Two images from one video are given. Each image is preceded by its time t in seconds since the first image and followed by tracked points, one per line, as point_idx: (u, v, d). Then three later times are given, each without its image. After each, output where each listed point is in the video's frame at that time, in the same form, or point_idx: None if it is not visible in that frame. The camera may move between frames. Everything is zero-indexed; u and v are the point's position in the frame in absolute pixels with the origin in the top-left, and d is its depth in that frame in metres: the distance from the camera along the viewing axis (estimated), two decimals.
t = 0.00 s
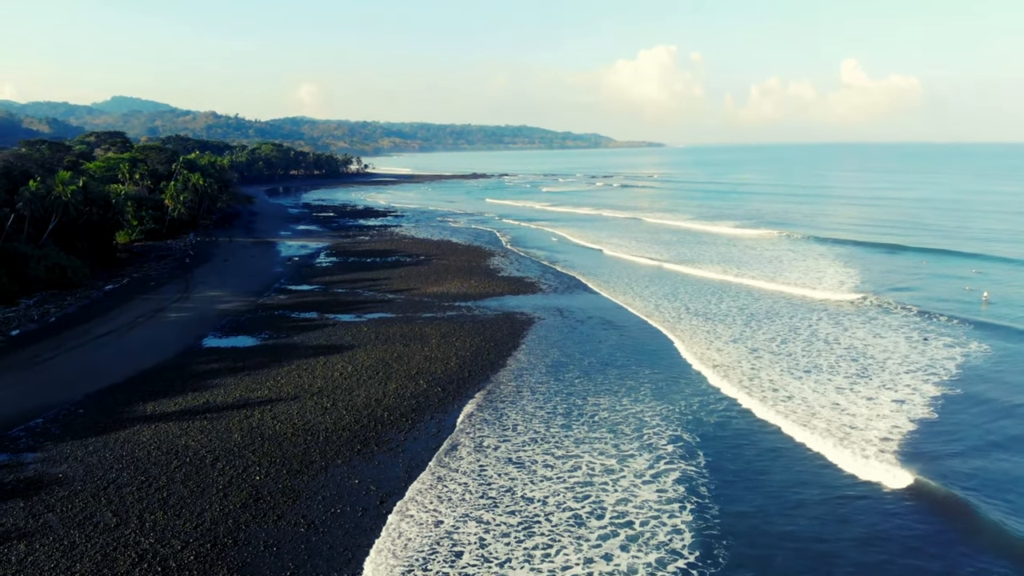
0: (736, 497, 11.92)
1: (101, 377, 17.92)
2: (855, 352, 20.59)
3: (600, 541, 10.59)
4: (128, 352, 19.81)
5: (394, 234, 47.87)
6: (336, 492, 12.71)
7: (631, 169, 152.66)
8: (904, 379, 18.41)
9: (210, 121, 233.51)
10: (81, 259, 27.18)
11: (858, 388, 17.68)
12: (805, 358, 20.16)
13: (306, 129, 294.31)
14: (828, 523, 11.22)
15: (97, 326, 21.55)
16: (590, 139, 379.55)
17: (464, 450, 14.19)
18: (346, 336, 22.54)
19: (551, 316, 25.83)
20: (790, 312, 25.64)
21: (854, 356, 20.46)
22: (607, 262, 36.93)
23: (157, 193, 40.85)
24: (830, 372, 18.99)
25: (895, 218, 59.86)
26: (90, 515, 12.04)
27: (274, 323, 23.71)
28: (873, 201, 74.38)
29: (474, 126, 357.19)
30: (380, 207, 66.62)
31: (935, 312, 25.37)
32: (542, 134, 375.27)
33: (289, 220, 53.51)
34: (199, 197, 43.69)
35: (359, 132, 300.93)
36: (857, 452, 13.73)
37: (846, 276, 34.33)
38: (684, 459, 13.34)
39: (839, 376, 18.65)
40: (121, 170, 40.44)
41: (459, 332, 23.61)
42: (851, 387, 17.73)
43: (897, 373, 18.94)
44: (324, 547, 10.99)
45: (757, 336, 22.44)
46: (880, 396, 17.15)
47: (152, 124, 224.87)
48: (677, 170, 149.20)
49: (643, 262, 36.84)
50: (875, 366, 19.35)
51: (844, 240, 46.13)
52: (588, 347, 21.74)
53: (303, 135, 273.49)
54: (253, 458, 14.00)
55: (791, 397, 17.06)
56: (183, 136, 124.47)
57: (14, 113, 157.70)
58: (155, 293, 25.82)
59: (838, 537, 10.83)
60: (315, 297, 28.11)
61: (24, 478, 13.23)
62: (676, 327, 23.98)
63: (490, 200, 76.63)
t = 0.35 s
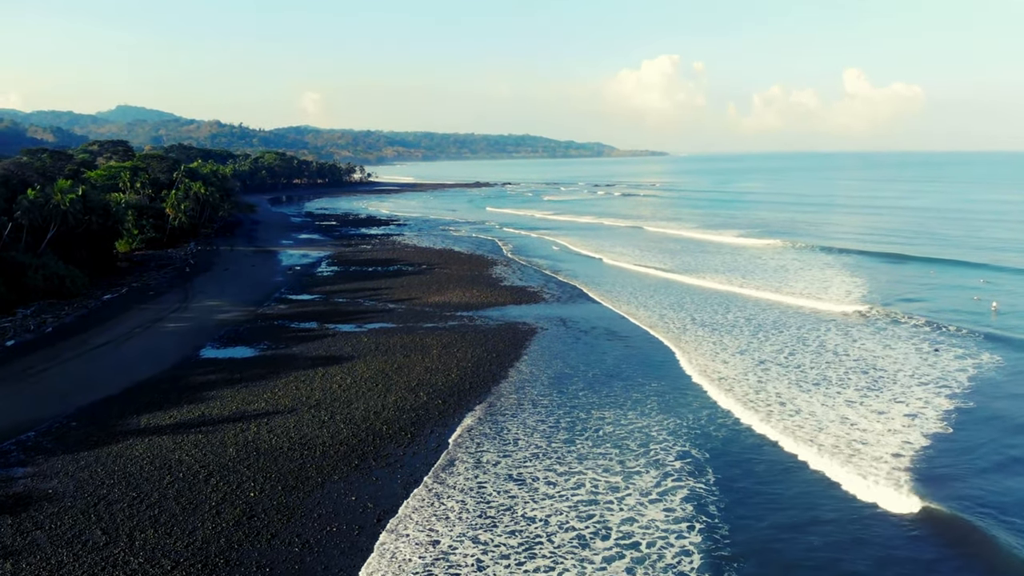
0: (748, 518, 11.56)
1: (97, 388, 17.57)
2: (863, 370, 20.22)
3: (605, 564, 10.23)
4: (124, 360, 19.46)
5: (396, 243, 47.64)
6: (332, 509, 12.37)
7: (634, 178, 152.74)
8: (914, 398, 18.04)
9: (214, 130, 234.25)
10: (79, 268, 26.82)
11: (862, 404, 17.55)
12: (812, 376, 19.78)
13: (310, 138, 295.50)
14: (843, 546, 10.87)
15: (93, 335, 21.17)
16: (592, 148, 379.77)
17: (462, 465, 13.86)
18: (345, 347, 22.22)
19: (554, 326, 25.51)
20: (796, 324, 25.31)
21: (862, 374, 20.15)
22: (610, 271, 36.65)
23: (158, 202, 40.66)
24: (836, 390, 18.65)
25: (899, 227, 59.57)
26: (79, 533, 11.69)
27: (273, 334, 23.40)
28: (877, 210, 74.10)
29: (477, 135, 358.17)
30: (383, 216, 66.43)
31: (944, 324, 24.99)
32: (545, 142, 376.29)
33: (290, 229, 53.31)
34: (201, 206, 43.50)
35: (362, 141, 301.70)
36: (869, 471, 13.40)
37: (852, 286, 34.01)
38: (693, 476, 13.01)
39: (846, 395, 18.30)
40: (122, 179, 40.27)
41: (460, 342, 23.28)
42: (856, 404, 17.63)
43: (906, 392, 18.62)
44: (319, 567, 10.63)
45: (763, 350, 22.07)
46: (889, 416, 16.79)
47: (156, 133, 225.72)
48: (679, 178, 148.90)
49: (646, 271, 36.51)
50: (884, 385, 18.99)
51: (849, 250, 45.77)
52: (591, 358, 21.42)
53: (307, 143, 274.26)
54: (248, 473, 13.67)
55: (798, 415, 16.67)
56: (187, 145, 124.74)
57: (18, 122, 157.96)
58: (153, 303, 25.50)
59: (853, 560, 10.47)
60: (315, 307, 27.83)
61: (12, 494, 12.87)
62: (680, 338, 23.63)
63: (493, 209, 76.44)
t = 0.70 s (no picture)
0: (762, 542, 11.17)
1: (94, 400, 17.23)
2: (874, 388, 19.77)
3: None
4: (123, 372, 19.14)
5: (401, 253, 47.42)
6: (330, 528, 11.98)
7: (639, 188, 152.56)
8: (928, 416, 17.63)
9: (221, 140, 235.46)
10: (81, 278, 26.54)
11: (873, 423, 17.29)
12: (823, 395, 19.36)
13: (316, 149, 296.58)
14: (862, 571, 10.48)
15: (92, 345, 20.84)
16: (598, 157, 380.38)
17: (464, 483, 13.45)
18: (347, 359, 21.89)
19: (559, 338, 25.14)
20: (806, 337, 24.88)
21: (875, 392, 19.70)
22: (616, 282, 36.28)
23: (162, 212, 40.51)
24: (848, 410, 18.23)
25: (908, 237, 59.11)
26: (68, 553, 11.31)
27: (274, 345, 23.09)
28: (884, 220, 73.67)
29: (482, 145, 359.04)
30: (387, 226, 66.22)
31: (957, 337, 24.51)
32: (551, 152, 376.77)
33: (295, 239, 53.20)
34: (205, 216, 43.37)
35: (369, 150, 302.91)
36: (885, 494, 13.02)
37: (862, 297, 33.55)
38: (705, 496, 12.66)
39: (858, 414, 17.88)
40: (126, 188, 40.16)
41: (464, 354, 22.92)
42: (866, 422, 17.39)
43: (922, 410, 18.15)
44: None
45: (773, 365, 21.64)
46: (903, 437, 16.36)
47: (164, 143, 227.01)
48: (685, 187, 148.53)
49: (653, 282, 36.09)
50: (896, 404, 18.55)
51: (858, 260, 45.27)
52: (597, 371, 21.04)
53: (313, 154, 275.35)
54: (243, 491, 13.30)
55: (809, 434, 16.24)
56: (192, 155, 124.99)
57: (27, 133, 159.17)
58: (154, 313, 25.20)
59: None
60: (318, 318, 27.54)
61: (3, 511, 12.50)
62: (688, 351, 23.21)
63: (498, 219, 76.22)
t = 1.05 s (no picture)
0: (778, 565, 10.86)
1: (96, 411, 16.96)
2: (892, 402, 19.37)
3: None
4: (125, 383, 18.89)
5: (408, 262, 47.20)
6: (330, 546, 11.63)
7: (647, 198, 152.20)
8: (946, 431, 17.20)
9: (230, 150, 236.72)
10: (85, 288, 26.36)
11: (888, 439, 16.87)
12: (839, 409, 18.96)
13: (325, 158, 297.95)
14: None
15: (94, 355, 20.57)
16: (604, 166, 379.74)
17: (469, 501, 13.06)
18: (351, 370, 21.59)
19: (567, 349, 24.77)
20: (818, 350, 24.44)
21: (890, 406, 19.24)
22: (624, 292, 35.88)
23: (168, 221, 40.41)
24: (864, 424, 17.82)
25: (919, 247, 58.54)
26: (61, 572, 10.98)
27: (278, 356, 22.83)
28: (895, 230, 73.08)
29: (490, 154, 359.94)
30: (394, 235, 66.04)
31: (973, 350, 24.01)
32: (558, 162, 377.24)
33: (301, 248, 53.16)
34: (211, 226, 43.33)
35: (377, 160, 304.11)
36: (905, 515, 12.67)
37: (874, 308, 33.08)
38: (720, 516, 12.39)
39: (876, 429, 17.47)
40: (132, 197, 40.09)
41: (469, 365, 22.59)
42: (881, 438, 16.97)
43: (939, 425, 17.70)
44: None
45: (786, 380, 21.23)
46: (922, 452, 15.98)
47: (173, 153, 228.46)
48: (694, 196, 148.37)
49: (661, 292, 35.65)
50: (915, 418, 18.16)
51: (869, 270, 44.74)
52: (606, 384, 20.64)
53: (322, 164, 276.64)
54: (242, 507, 12.95)
55: (826, 451, 15.86)
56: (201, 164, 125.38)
57: (41, 144, 160.63)
58: (158, 323, 24.97)
59: None
60: (322, 328, 27.28)
61: None
62: (698, 364, 22.78)
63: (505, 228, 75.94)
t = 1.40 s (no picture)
0: None
1: (98, 423, 16.67)
2: (913, 419, 18.72)
3: None
4: (128, 395, 18.60)
5: (418, 272, 46.94)
6: (332, 567, 11.21)
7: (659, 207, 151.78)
8: (971, 450, 16.57)
9: (243, 160, 238.53)
10: (93, 298, 26.21)
11: (910, 456, 16.28)
12: (858, 426, 18.33)
13: (337, 168, 299.73)
14: None
15: (99, 367, 20.30)
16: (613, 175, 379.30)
17: (475, 520, 12.61)
18: (357, 382, 21.24)
19: (578, 361, 24.31)
20: (836, 364, 23.82)
21: (912, 421, 18.63)
22: (636, 303, 35.39)
23: (178, 230, 40.39)
24: (884, 442, 17.22)
25: (935, 258, 57.63)
26: None
27: (284, 367, 22.52)
28: (909, 240, 72.11)
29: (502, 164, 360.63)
30: (405, 245, 65.83)
31: (996, 364, 23.30)
32: (570, 172, 377.62)
33: (311, 258, 53.05)
34: (221, 235, 43.26)
35: (389, 170, 305.42)
36: (931, 540, 12.14)
37: (892, 320, 32.36)
38: (739, 539, 11.92)
39: (895, 447, 16.87)
40: (143, 207, 40.13)
41: (478, 377, 22.18)
42: (903, 455, 16.40)
43: (963, 442, 17.10)
44: None
45: (802, 395, 20.65)
46: (945, 472, 15.37)
47: (188, 163, 230.47)
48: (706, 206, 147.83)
49: (674, 303, 35.11)
50: (937, 436, 17.50)
51: (886, 282, 43.91)
52: (617, 397, 20.16)
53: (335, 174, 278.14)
54: (243, 524, 12.56)
55: (845, 471, 15.28)
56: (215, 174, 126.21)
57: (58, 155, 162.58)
58: (165, 333, 24.75)
59: None
60: (330, 339, 26.99)
61: None
62: (711, 378, 22.25)
63: (515, 238, 75.57)
